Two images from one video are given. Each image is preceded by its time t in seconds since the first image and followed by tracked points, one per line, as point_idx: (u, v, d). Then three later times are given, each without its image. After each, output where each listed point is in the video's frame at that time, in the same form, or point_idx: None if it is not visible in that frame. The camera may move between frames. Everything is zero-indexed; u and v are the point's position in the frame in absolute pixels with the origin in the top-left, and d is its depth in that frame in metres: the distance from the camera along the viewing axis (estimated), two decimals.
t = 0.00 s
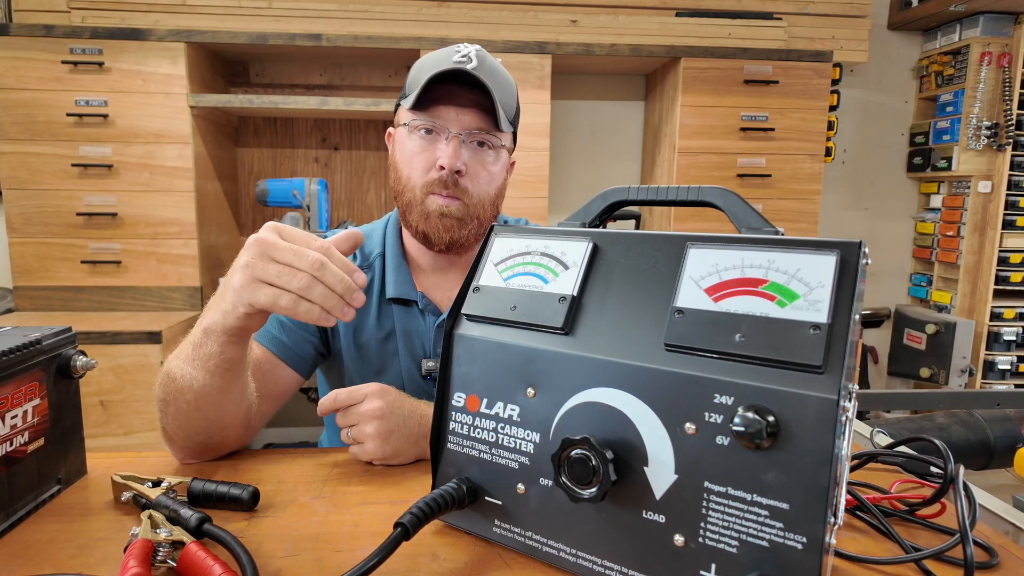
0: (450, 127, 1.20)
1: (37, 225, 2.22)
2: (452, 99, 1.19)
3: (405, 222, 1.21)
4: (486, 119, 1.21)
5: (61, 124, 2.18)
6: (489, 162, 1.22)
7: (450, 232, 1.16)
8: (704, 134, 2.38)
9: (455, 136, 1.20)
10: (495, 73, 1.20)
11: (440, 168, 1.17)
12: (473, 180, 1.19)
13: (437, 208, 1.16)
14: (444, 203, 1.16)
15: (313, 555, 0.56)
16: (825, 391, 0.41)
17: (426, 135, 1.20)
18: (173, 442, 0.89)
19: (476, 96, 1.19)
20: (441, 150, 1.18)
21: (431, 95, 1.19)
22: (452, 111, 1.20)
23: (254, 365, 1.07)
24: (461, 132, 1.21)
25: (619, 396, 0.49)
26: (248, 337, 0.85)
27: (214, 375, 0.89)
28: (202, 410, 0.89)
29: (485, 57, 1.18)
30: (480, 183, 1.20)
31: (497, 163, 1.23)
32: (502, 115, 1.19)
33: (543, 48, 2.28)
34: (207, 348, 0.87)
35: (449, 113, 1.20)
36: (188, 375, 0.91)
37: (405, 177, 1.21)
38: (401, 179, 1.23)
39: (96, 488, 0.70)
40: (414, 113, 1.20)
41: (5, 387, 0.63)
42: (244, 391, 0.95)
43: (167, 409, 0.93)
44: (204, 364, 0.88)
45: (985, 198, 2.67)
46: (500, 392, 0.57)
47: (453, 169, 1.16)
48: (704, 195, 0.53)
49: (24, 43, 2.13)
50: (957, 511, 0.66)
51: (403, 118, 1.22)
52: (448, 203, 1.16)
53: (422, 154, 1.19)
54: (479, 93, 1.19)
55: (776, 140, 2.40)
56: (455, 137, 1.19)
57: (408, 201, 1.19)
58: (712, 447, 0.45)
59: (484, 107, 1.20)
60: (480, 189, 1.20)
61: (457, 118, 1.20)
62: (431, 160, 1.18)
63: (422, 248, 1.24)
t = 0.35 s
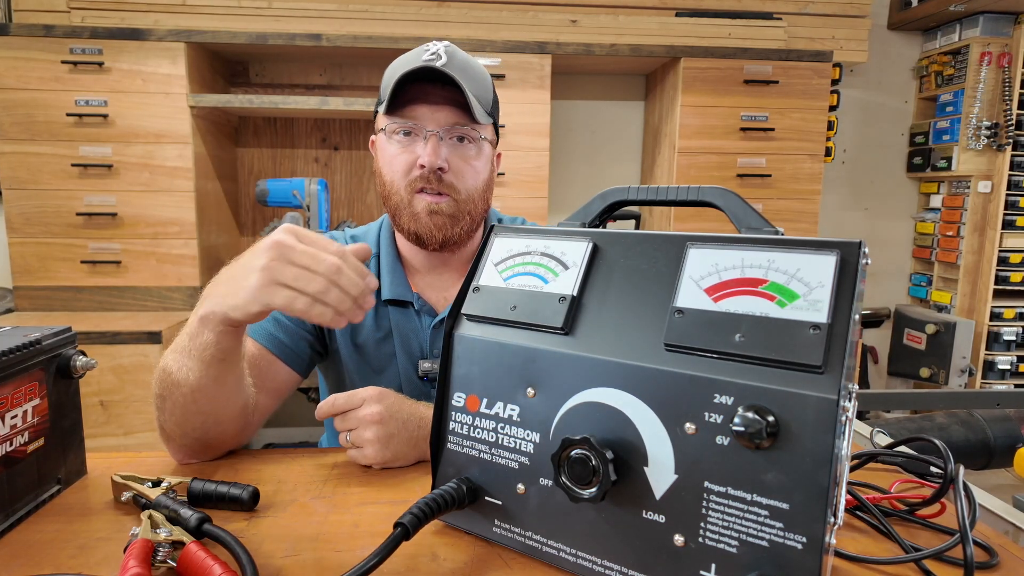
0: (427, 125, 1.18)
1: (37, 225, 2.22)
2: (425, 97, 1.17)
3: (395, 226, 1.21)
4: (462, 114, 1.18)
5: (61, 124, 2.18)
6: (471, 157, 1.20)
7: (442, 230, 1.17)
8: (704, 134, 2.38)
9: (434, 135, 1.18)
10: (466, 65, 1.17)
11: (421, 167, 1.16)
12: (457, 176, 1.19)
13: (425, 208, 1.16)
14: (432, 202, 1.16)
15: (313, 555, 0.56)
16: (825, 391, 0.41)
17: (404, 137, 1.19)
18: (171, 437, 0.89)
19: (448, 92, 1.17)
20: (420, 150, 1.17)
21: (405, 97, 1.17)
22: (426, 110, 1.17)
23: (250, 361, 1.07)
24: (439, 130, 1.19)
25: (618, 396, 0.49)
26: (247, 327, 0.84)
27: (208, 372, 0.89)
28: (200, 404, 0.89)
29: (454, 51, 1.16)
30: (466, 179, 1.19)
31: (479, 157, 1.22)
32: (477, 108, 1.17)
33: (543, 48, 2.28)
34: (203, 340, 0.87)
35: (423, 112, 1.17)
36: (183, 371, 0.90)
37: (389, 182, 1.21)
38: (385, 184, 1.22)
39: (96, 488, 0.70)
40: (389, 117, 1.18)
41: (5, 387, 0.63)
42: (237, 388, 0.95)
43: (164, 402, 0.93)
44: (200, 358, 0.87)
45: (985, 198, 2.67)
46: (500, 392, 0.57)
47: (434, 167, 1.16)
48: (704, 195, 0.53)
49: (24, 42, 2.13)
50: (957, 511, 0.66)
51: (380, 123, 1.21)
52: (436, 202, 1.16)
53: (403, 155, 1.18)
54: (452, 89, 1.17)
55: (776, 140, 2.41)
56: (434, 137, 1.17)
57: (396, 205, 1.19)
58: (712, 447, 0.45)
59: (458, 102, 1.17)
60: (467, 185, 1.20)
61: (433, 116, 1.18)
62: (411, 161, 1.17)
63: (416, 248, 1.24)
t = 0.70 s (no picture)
0: (434, 132, 1.18)
1: (37, 225, 2.22)
2: (432, 103, 1.16)
3: (398, 232, 1.20)
4: (468, 120, 1.18)
5: (61, 124, 2.18)
6: (477, 164, 1.20)
7: (446, 241, 1.17)
8: (704, 134, 2.38)
9: (441, 143, 1.18)
10: (471, 69, 1.17)
11: (428, 177, 1.16)
12: (463, 184, 1.19)
13: (430, 218, 1.16)
14: (437, 211, 1.16)
15: (313, 555, 0.56)
16: (824, 391, 0.41)
17: (410, 144, 1.18)
18: (173, 438, 0.89)
19: (455, 98, 1.17)
20: (428, 159, 1.17)
21: (411, 102, 1.16)
22: (433, 116, 1.17)
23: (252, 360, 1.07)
24: (447, 137, 1.19)
25: (619, 396, 0.49)
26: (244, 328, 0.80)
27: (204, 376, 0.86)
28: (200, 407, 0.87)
29: (460, 53, 1.17)
30: (471, 187, 1.19)
31: (484, 163, 1.21)
32: (484, 114, 1.17)
33: (543, 48, 2.27)
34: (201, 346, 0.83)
35: (430, 119, 1.17)
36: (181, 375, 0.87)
37: (393, 188, 1.20)
38: (389, 190, 1.21)
39: (96, 488, 0.70)
40: (396, 122, 1.17)
41: (5, 387, 0.62)
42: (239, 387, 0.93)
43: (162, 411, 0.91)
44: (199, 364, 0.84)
45: (985, 198, 2.67)
46: (500, 392, 0.57)
47: (441, 177, 1.16)
48: (704, 195, 0.53)
49: (24, 42, 2.13)
50: (957, 511, 0.66)
51: (385, 127, 1.20)
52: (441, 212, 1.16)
53: (409, 162, 1.17)
54: (459, 95, 1.17)
55: (776, 140, 2.41)
56: (440, 144, 1.17)
57: (399, 212, 1.18)
58: (712, 447, 0.45)
59: (466, 107, 1.17)
60: (472, 192, 1.20)
61: (439, 122, 1.17)
62: (418, 169, 1.17)
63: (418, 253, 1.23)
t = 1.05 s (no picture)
0: (438, 134, 1.18)
1: (36, 225, 2.22)
2: (436, 107, 1.16)
3: (404, 236, 1.20)
4: (472, 121, 1.18)
5: (60, 124, 2.18)
6: (482, 165, 1.20)
7: (456, 240, 1.17)
8: (704, 134, 2.38)
9: (446, 146, 1.18)
10: (471, 68, 1.16)
11: (435, 179, 1.16)
12: (470, 186, 1.19)
13: (439, 218, 1.16)
14: (445, 213, 1.16)
15: (313, 555, 0.56)
16: (824, 391, 0.41)
17: (413, 148, 1.18)
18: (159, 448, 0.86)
19: (457, 99, 1.16)
20: (433, 162, 1.17)
21: (414, 106, 1.15)
22: (437, 119, 1.17)
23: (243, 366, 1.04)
24: (451, 139, 1.19)
25: (619, 396, 0.49)
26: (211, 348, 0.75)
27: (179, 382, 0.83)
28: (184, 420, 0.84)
29: (458, 55, 1.15)
30: (478, 188, 1.19)
31: (488, 163, 1.22)
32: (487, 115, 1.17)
33: (543, 48, 2.27)
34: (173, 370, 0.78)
35: (434, 123, 1.17)
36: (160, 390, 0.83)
37: (398, 192, 1.20)
38: (394, 195, 1.21)
39: (95, 488, 0.70)
40: (399, 127, 1.17)
41: (5, 387, 0.63)
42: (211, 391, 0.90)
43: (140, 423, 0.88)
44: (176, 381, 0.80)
45: (985, 199, 2.67)
46: (500, 392, 0.57)
47: (448, 179, 1.16)
48: (704, 195, 0.54)
49: (23, 42, 2.13)
50: (956, 511, 0.66)
51: (387, 132, 1.19)
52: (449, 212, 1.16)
53: (413, 166, 1.17)
54: (461, 96, 1.16)
55: (776, 140, 2.41)
56: (445, 148, 1.17)
57: (406, 215, 1.18)
58: (712, 446, 0.45)
59: (469, 109, 1.17)
60: (479, 193, 1.20)
61: (443, 126, 1.17)
62: (424, 172, 1.17)
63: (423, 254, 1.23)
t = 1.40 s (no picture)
0: (429, 134, 1.18)
1: (36, 225, 2.22)
2: (428, 106, 1.16)
3: (395, 237, 1.20)
4: (464, 121, 1.18)
5: (61, 124, 2.18)
6: (474, 166, 1.19)
7: (445, 243, 1.17)
8: (704, 134, 2.38)
9: (437, 146, 1.17)
10: (465, 69, 1.16)
11: (425, 180, 1.16)
12: (461, 187, 1.18)
13: (428, 221, 1.16)
14: (435, 214, 1.16)
15: (313, 555, 0.56)
16: (824, 391, 0.41)
17: (405, 147, 1.18)
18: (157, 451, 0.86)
19: (450, 99, 1.16)
20: (424, 162, 1.17)
21: (406, 105, 1.15)
22: (429, 119, 1.17)
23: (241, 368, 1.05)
24: (443, 139, 1.18)
25: (619, 396, 0.49)
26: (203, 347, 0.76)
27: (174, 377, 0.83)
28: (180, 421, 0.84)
29: (452, 56, 1.15)
30: (469, 188, 1.19)
31: (481, 164, 1.21)
32: (479, 115, 1.16)
33: (543, 48, 2.27)
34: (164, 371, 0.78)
35: (426, 122, 1.16)
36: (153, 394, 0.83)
37: (390, 192, 1.20)
38: (386, 194, 1.22)
39: (95, 488, 0.70)
40: (390, 126, 1.17)
41: (5, 387, 0.62)
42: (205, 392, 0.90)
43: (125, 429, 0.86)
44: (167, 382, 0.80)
45: (984, 199, 2.67)
46: (499, 392, 0.57)
47: (439, 180, 1.15)
48: (704, 195, 0.53)
49: (23, 42, 2.13)
50: (957, 511, 0.66)
51: (379, 131, 1.19)
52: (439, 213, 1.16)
53: (405, 166, 1.17)
54: (453, 96, 1.16)
55: (776, 140, 2.41)
56: (437, 147, 1.17)
57: (396, 216, 1.18)
58: (712, 446, 0.45)
59: (461, 109, 1.16)
60: (470, 194, 1.19)
61: (435, 125, 1.17)
62: (415, 172, 1.17)
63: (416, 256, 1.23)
